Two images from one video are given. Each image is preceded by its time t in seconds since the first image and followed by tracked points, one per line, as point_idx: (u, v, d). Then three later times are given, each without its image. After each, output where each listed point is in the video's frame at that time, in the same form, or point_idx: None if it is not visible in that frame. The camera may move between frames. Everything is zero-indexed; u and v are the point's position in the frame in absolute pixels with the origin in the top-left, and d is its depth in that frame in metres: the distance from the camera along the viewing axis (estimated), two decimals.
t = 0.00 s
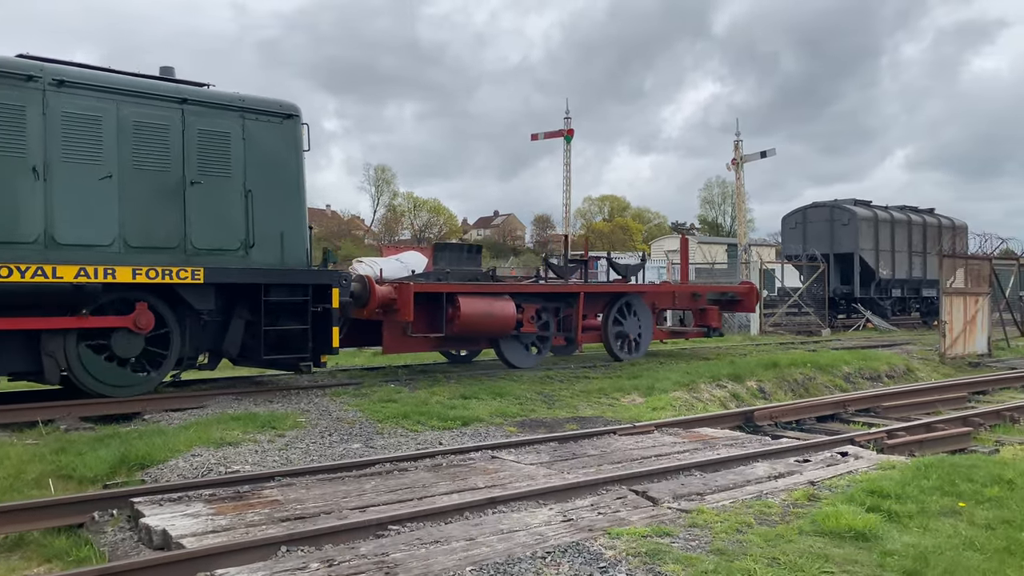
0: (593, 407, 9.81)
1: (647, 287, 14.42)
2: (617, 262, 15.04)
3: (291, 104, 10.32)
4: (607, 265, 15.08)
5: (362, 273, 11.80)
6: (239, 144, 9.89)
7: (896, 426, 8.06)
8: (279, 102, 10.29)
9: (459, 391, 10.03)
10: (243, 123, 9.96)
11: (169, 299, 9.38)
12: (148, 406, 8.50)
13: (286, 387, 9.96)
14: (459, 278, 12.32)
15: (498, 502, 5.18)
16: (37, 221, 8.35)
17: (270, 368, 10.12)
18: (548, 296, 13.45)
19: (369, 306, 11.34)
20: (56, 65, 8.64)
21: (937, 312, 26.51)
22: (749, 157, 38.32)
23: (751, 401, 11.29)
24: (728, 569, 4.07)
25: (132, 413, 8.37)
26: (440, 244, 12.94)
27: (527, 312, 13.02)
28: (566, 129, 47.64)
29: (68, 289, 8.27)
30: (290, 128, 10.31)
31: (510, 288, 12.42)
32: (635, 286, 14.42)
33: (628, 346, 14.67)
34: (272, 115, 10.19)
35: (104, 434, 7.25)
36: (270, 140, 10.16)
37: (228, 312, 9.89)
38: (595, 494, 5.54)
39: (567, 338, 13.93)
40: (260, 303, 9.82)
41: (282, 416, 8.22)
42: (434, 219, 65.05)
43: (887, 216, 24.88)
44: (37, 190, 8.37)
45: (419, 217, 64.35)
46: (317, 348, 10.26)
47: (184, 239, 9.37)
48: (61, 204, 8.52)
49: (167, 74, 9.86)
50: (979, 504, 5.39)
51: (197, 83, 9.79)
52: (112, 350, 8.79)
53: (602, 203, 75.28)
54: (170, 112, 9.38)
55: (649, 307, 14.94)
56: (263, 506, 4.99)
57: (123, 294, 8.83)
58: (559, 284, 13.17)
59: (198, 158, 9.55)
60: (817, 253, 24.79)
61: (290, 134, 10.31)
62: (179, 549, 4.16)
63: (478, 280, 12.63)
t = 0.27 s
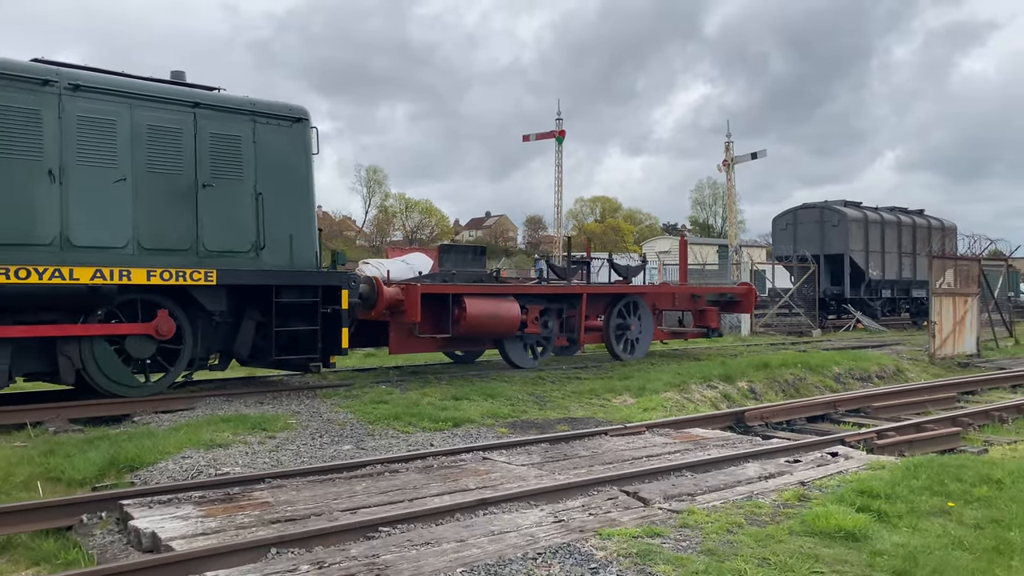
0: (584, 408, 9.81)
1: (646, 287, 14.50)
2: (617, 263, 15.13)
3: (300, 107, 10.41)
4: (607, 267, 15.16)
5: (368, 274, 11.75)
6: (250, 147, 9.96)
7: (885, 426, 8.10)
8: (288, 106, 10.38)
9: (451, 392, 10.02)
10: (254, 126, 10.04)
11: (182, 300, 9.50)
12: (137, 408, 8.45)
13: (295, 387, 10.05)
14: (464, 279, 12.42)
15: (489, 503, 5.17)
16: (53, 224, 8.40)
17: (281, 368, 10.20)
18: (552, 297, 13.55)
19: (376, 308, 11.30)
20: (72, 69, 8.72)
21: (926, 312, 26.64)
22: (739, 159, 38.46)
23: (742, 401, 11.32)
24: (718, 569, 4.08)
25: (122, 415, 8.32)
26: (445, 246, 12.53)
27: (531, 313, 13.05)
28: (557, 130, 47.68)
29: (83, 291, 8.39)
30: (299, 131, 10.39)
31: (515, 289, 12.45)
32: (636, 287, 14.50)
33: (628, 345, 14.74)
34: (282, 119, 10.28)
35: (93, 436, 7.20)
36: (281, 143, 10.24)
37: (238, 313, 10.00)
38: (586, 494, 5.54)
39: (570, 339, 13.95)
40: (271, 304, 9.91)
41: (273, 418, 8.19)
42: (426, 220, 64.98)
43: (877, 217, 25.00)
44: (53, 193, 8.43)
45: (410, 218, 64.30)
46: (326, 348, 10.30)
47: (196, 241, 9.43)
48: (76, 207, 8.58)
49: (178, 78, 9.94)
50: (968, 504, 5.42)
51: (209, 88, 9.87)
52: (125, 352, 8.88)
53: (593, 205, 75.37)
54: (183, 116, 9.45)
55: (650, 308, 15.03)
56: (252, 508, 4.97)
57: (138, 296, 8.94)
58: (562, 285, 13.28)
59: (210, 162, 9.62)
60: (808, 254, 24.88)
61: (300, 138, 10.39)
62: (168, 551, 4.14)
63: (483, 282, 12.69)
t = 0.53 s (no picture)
0: (578, 408, 9.81)
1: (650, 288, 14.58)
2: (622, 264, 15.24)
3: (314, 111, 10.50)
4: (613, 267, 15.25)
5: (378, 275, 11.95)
6: (264, 150, 10.06)
7: (879, 426, 8.11)
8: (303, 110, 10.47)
9: (445, 393, 10.00)
10: (268, 130, 10.14)
11: (197, 301, 9.62)
12: (130, 409, 8.42)
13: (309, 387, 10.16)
14: (472, 280, 12.59)
15: (484, 504, 5.16)
16: (72, 225, 8.54)
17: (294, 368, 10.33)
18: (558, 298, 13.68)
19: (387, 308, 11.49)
20: (90, 74, 8.86)
21: (920, 313, 26.71)
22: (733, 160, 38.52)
23: (736, 401, 11.33)
24: (713, 569, 4.08)
25: (115, 416, 8.29)
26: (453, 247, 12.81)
27: (537, 313, 13.22)
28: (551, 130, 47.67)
29: (103, 291, 8.56)
30: (312, 134, 10.48)
31: (522, 289, 12.61)
32: (641, 288, 14.61)
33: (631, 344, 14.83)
34: (295, 122, 10.37)
35: (86, 437, 7.18)
36: (294, 146, 10.34)
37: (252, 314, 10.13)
38: (581, 495, 5.54)
39: (576, 339, 14.08)
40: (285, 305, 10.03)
41: (267, 418, 8.17)
42: (420, 220, 64.93)
43: (871, 217, 25.07)
44: (71, 195, 8.57)
45: (405, 219, 64.25)
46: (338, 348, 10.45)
47: (211, 243, 9.54)
48: (94, 209, 8.71)
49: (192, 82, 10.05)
50: (961, 503, 5.44)
51: (224, 91, 9.98)
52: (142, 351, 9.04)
53: (588, 205, 75.40)
54: (199, 119, 9.56)
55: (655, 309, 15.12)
56: (246, 510, 4.96)
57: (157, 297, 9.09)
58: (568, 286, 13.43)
59: (225, 164, 9.73)
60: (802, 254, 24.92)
61: (313, 141, 10.49)
62: (161, 553, 4.12)
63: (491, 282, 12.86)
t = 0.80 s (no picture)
0: (575, 408, 9.81)
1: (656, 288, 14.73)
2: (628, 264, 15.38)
3: (328, 114, 10.70)
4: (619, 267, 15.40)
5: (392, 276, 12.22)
6: (280, 153, 10.28)
7: (875, 426, 8.12)
8: (317, 112, 10.68)
9: (442, 393, 10.00)
10: (284, 132, 10.36)
11: (215, 300, 9.83)
12: (126, 409, 8.41)
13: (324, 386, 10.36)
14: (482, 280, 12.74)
15: (480, 504, 5.16)
16: (94, 226, 8.77)
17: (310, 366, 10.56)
18: (565, 297, 13.88)
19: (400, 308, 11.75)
20: (112, 78, 9.08)
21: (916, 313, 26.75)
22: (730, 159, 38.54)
23: (732, 401, 11.33)
24: (710, 569, 4.08)
25: (111, 416, 8.29)
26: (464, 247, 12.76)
27: (546, 313, 13.45)
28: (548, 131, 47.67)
29: (126, 292, 8.76)
30: (327, 137, 10.69)
31: (531, 289, 12.83)
32: (647, 288, 14.77)
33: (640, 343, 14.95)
34: (311, 125, 10.59)
35: (83, 438, 7.16)
36: (310, 149, 10.56)
37: (268, 313, 10.33)
38: (577, 495, 5.53)
39: (583, 338, 14.30)
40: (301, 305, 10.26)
41: (263, 418, 8.16)
42: (417, 221, 64.87)
43: (867, 217, 25.10)
44: (94, 197, 8.79)
45: (402, 219, 64.16)
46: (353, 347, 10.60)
47: (229, 244, 9.76)
48: (115, 210, 8.93)
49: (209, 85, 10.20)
50: (957, 503, 5.45)
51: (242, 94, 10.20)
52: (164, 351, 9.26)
53: (584, 205, 75.40)
54: (217, 123, 9.79)
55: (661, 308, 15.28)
56: (243, 510, 4.95)
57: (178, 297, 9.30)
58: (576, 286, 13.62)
59: (242, 166, 9.95)
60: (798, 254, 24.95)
61: (328, 143, 10.70)
62: (158, 554, 4.11)
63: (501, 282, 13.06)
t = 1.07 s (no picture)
0: (573, 408, 9.81)
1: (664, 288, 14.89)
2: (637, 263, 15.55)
3: (344, 117, 10.94)
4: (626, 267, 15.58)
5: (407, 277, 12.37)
6: (297, 155, 10.51)
7: (873, 426, 8.13)
8: (333, 116, 10.91)
9: (440, 392, 9.99)
10: (302, 135, 10.58)
11: (234, 300, 10.05)
12: (125, 409, 8.42)
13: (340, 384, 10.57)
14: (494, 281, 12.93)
15: (478, 504, 5.16)
16: (118, 228, 8.96)
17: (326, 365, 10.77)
18: (576, 297, 14.09)
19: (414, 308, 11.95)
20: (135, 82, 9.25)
21: (914, 313, 26.76)
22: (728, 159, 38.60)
23: (730, 401, 11.33)
24: (707, 569, 4.09)
25: (109, 416, 8.29)
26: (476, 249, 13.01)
27: (557, 313, 13.66)
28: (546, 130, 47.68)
29: (151, 292, 8.95)
30: (343, 140, 10.93)
31: (542, 289, 13.05)
32: (655, 288, 14.95)
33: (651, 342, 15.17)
34: (327, 128, 10.82)
35: (81, 438, 7.16)
36: (326, 151, 10.80)
37: (286, 313, 10.56)
38: (576, 495, 5.53)
39: (593, 338, 14.49)
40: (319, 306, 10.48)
41: (261, 418, 8.16)
42: (415, 221, 64.86)
43: (865, 217, 25.11)
44: (118, 199, 8.97)
45: (400, 219, 64.14)
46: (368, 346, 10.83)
47: (248, 245, 9.98)
48: (139, 211, 9.12)
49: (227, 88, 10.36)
50: (955, 502, 5.46)
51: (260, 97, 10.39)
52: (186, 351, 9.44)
53: (583, 205, 75.44)
54: (236, 125, 10.00)
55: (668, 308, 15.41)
56: (241, 510, 4.95)
57: (200, 298, 9.50)
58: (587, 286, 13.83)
59: (261, 169, 10.17)
60: (796, 254, 24.97)
61: (344, 146, 10.94)
62: (155, 554, 4.11)
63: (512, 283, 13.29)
